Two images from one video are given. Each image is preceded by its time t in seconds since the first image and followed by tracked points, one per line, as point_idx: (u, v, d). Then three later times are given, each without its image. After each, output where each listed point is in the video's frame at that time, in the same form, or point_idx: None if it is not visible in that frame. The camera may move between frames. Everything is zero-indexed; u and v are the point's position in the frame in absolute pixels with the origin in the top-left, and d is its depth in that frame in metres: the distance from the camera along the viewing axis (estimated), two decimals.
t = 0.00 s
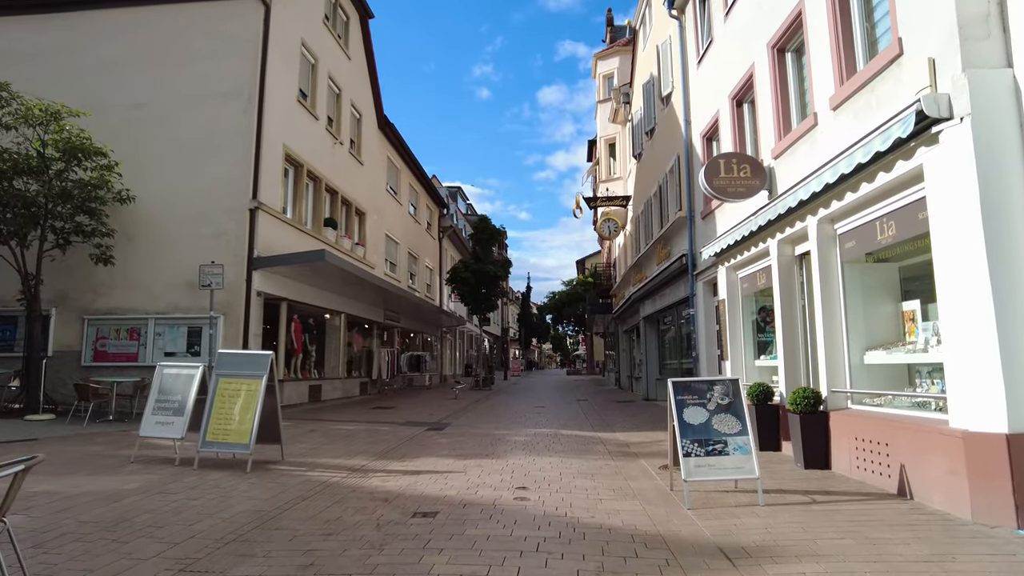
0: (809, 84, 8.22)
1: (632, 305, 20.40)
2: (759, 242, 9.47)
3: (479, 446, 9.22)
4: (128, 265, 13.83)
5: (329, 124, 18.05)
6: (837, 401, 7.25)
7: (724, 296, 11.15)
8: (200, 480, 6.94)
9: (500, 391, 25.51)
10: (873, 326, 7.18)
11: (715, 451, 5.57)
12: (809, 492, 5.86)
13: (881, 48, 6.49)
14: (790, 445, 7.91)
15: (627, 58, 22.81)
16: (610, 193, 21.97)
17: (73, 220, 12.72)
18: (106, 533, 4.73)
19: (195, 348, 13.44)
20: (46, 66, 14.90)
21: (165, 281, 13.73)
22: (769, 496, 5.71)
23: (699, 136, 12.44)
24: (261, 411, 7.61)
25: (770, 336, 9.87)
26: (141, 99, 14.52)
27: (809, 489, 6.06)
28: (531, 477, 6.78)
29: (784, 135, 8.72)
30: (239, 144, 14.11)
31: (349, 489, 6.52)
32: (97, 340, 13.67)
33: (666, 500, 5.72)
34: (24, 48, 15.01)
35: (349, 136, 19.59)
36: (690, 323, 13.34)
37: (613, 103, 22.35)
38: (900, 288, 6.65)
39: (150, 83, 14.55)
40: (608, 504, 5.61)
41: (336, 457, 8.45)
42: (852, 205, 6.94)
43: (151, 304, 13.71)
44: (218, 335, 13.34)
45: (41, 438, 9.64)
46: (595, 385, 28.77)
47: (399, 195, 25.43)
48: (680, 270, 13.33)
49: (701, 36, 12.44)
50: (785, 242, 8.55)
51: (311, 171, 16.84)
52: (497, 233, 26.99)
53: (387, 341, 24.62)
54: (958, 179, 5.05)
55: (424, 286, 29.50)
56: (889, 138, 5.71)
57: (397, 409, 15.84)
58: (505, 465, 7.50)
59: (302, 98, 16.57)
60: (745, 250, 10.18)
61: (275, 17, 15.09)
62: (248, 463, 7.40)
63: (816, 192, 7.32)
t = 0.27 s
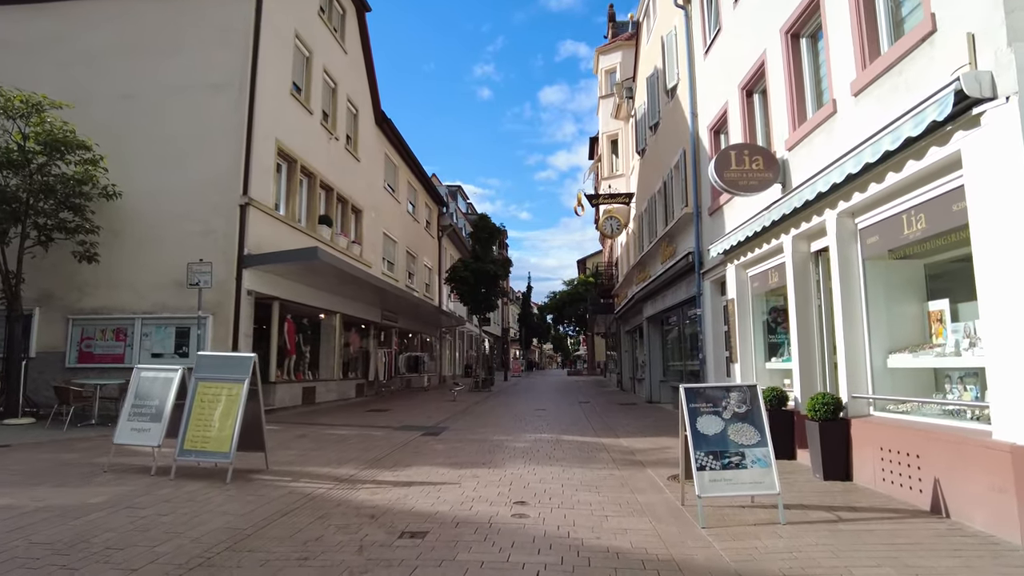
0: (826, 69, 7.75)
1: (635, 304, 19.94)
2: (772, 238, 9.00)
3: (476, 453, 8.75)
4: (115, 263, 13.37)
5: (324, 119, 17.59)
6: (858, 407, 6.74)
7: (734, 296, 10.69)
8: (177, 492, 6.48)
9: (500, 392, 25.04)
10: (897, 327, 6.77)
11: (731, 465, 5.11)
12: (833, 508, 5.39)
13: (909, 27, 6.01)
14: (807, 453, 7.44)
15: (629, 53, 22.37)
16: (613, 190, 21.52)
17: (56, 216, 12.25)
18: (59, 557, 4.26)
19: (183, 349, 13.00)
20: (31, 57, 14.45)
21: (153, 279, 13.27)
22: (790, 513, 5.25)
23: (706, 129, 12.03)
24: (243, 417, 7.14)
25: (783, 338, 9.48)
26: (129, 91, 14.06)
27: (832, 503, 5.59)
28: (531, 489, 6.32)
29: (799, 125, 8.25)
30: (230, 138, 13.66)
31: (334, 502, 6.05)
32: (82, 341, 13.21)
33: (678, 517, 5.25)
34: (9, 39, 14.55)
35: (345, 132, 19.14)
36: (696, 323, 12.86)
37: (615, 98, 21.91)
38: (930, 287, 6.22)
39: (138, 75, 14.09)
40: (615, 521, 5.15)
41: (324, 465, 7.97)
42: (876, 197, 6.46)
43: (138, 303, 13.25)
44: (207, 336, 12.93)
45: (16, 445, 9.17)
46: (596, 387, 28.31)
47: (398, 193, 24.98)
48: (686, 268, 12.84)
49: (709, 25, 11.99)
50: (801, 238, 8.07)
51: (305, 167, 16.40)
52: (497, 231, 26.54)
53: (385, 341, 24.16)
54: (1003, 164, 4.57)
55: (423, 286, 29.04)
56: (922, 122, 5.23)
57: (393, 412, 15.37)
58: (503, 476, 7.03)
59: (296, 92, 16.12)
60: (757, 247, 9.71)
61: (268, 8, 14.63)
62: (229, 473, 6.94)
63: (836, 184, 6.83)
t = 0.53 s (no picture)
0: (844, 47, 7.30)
1: (637, 301, 19.49)
2: (785, 227, 8.55)
3: (472, 455, 8.28)
4: (99, 257, 12.90)
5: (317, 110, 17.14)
6: (881, 407, 6.23)
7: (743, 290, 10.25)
8: (149, 498, 6.03)
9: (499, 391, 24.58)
10: (921, 320, 6.32)
11: (750, 470, 4.65)
12: (859, 517, 4.94)
13: None
14: (825, 456, 6.99)
15: (631, 45, 21.96)
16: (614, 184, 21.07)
17: (36, 208, 11.77)
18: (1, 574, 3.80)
19: (170, 346, 12.53)
20: (14, 44, 13.97)
21: (139, 274, 12.80)
22: (813, 522, 4.79)
23: (712, 117, 11.70)
24: (222, 416, 6.68)
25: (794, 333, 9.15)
26: (114, 79, 13.58)
27: (858, 512, 5.11)
28: (530, 495, 5.86)
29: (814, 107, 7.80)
30: (219, 128, 13.20)
31: (317, 509, 5.59)
32: (66, 338, 12.74)
33: (691, 527, 4.80)
34: None
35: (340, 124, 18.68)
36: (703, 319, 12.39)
37: (617, 90, 21.47)
38: (961, 278, 5.86)
39: (124, 62, 13.61)
40: (622, 532, 4.70)
41: (310, 469, 7.50)
42: (901, 180, 5.98)
43: (123, 299, 12.78)
44: (195, 333, 12.48)
45: None
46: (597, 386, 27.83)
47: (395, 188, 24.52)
48: (692, 262, 12.37)
49: (715, 9, 11.56)
50: (816, 227, 7.61)
51: (297, 159, 15.97)
52: (496, 227, 26.09)
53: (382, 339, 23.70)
54: None
55: (421, 283, 28.59)
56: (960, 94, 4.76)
57: (388, 411, 14.91)
58: (501, 480, 6.55)
59: (288, 82, 15.66)
60: (769, 237, 9.27)
61: None
62: (206, 477, 6.47)
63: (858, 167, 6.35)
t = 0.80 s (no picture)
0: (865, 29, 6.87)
1: (641, 301, 19.06)
2: (800, 222, 8.11)
3: (470, 464, 7.84)
4: (85, 255, 12.46)
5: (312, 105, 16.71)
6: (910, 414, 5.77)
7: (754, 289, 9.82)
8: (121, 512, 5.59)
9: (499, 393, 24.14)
10: (952, 322, 5.85)
11: (775, 487, 4.21)
12: (894, 537, 4.49)
13: None
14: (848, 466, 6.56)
15: (634, 39, 21.55)
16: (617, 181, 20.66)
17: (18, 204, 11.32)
18: None
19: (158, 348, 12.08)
20: None
21: (125, 272, 12.36)
22: (843, 543, 4.36)
23: (721, 109, 11.28)
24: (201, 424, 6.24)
25: (808, 335, 8.75)
26: (101, 71, 13.13)
27: (890, 531, 4.66)
28: (531, 510, 5.41)
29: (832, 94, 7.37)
30: (208, 122, 12.76)
31: (301, 526, 5.15)
32: (50, 339, 12.30)
33: (710, 549, 4.36)
34: None
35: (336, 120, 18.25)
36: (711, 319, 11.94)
37: (620, 85, 21.06)
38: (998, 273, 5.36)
39: (111, 54, 13.16)
40: (634, 554, 4.26)
41: (297, 479, 7.06)
42: (932, 170, 5.49)
43: (109, 298, 12.34)
44: (183, 334, 12.04)
45: None
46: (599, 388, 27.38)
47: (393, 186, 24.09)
48: (699, 260, 11.93)
49: None
50: (834, 221, 7.17)
51: (291, 155, 15.56)
52: (496, 225, 25.65)
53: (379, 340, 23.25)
54: None
55: (420, 283, 28.17)
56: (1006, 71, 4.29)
57: (385, 415, 14.46)
58: (500, 493, 6.11)
59: (282, 75, 15.23)
60: (783, 233, 8.82)
61: None
62: (183, 490, 6.02)
63: (884, 157, 5.86)
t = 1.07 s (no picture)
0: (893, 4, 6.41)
1: (646, 299, 18.62)
2: (819, 210, 7.66)
3: (469, 467, 7.40)
4: (72, 250, 12.04)
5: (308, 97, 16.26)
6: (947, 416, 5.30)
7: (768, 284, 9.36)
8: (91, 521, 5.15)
9: (501, 393, 23.73)
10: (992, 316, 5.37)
11: (809, 498, 3.76)
12: (939, 555, 4.03)
13: None
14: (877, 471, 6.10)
15: (639, 32, 21.09)
16: (622, 176, 20.23)
17: None
18: None
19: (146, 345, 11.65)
20: None
21: (113, 268, 11.93)
22: (884, 563, 3.91)
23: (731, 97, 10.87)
24: (180, 426, 5.81)
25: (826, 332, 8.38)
26: (88, 60, 12.68)
27: (933, 546, 4.21)
28: (536, 522, 4.97)
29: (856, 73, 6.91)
30: (199, 111, 12.31)
31: (283, 539, 4.70)
32: (35, 336, 11.87)
33: (734, 567, 3.92)
34: None
35: (333, 113, 17.81)
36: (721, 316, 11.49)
37: (624, 79, 20.61)
38: None
39: (98, 42, 12.71)
40: (650, 573, 3.83)
41: (284, 484, 6.62)
42: (973, 151, 4.98)
43: (96, 295, 11.90)
44: (173, 331, 11.61)
45: None
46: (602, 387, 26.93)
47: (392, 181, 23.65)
48: (709, 255, 11.48)
49: None
50: (857, 209, 6.71)
51: (286, 147, 15.14)
52: (497, 222, 25.20)
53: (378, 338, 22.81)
54: None
55: (420, 281, 27.75)
56: None
57: (383, 415, 14.02)
58: (501, 501, 5.66)
59: (277, 65, 14.77)
60: (801, 223, 8.35)
61: None
62: (159, 497, 5.56)
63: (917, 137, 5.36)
